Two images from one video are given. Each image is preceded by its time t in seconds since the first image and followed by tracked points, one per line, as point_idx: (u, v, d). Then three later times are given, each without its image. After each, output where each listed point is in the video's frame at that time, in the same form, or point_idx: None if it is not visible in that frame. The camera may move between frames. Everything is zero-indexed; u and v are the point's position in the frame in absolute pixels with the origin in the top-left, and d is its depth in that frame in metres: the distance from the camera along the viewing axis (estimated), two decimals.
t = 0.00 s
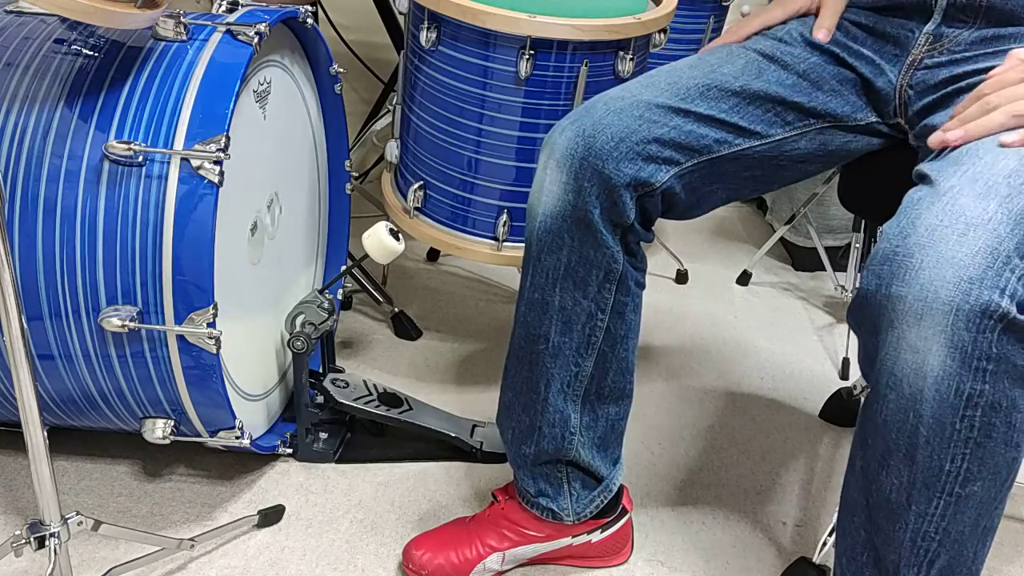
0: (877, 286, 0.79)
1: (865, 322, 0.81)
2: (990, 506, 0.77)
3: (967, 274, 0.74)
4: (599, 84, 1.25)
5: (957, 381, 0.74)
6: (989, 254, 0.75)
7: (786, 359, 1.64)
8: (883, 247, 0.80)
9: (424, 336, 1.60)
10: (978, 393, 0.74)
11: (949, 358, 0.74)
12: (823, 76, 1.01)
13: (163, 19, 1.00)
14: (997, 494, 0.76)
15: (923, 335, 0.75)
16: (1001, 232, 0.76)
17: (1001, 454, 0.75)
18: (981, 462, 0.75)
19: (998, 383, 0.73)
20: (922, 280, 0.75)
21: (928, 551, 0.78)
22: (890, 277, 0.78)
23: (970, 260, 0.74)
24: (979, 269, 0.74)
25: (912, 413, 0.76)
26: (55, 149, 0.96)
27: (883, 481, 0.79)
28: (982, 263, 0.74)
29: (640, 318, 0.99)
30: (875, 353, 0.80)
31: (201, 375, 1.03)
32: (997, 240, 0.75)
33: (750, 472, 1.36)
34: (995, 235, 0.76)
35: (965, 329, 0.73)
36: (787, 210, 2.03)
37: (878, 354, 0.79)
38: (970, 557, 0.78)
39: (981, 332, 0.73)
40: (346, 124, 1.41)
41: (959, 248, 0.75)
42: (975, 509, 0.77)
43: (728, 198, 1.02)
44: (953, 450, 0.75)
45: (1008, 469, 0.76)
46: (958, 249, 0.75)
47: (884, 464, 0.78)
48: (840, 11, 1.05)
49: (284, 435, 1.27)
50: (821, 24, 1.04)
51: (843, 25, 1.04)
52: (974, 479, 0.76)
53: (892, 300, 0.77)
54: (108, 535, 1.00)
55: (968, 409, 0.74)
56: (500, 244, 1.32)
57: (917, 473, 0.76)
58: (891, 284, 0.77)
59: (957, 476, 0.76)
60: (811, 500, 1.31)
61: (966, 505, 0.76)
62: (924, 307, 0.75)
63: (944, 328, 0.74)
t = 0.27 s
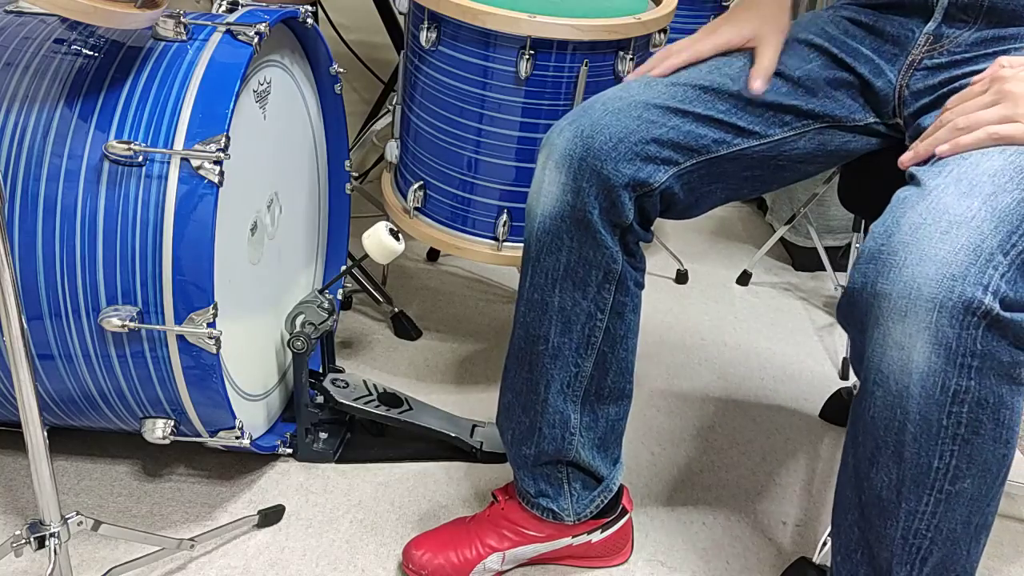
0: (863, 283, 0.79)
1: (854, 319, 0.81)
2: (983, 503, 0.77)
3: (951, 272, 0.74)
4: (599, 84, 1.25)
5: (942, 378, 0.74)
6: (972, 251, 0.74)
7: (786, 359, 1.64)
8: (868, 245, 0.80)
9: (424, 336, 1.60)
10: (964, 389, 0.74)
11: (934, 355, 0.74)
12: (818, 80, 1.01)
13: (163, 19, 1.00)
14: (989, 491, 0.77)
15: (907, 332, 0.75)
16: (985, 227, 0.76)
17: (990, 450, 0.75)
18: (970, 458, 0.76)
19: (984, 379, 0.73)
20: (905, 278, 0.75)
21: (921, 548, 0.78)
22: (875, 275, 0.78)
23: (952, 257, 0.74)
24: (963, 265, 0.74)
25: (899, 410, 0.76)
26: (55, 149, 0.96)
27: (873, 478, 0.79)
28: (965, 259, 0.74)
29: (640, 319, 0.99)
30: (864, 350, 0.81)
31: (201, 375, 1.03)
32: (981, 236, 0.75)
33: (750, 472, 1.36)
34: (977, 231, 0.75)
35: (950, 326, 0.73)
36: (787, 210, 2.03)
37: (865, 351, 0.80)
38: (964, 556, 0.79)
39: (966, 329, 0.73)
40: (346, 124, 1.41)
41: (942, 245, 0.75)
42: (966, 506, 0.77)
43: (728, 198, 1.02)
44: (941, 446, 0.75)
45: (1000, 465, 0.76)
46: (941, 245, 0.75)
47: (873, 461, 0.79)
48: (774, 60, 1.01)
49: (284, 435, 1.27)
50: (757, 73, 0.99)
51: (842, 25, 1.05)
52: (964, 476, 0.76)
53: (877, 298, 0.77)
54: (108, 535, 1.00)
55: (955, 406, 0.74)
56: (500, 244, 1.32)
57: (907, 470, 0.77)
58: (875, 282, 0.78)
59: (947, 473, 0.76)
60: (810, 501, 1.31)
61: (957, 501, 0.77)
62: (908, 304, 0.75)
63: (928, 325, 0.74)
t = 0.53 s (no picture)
0: (870, 289, 0.79)
1: (861, 325, 0.81)
2: (988, 506, 0.77)
3: (958, 278, 0.74)
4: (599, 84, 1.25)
5: (950, 384, 0.74)
6: (980, 258, 0.74)
7: (786, 359, 1.64)
8: (875, 251, 0.80)
9: (424, 336, 1.60)
10: (970, 395, 0.74)
11: (941, 361, 0.74)
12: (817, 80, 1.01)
13: (163, 19, 1.00)
14: (994, 495, 0.77)
15: (914, 338, 0.75)
16: (992, 233, 0.76)
17: (996, 455, 0.75)
18: (976, 462, 0.76)
19: (991, 385, 0.73)
20: (912, 284, 0.76)
21: (926, 553, 0.78)
22: (882, 281, 0.78)
23: (960, 264, 0.74)
24: (971, 272, 0.74)
25: (906, 416, 0.76)
26: (55, 149, 0.96)
27: (879, 483, 0.79)
28: (972, 266, 0.74)
29: (643, 324, 0.99)
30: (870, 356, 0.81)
31: (201, 375, 1.03)
32: (988, 242, 0.75)
33: (750, 472, 1.36)
34: (985, 237, 0.76)
35: (957, 332, 0.73)
36: (787, 210, 2.03)
37: (872, 357, 0.80)
38: (968, 559, 0.79)
39: (973, 335, 0.73)
40: (346, 126, 1.41)
41: (950, 251, 0.75)
42: (971, 510, 0.77)
43: (729, 198, 1.02)
44: (947, 452, 0.75)
45: (1005, 469, 0.76)
46: (949, 251, 0.75)
47: (879, 465, 0.79)
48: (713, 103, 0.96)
49: (284, 435, 1.27)
50: (692, 116, 0.95)
51: (841, 24, 1.05)
52: (970, 481, 0.76)
53: (884, 304, 0.77)
54: (108, 535, 1.00)
55: (962, 411, 0.74)
56: (500, 244, 1.32)
57: (913, 475, 0.77)
58: (882, 288, 0.78)
59: (952, 478, 0.76)
60: (810, 500, 1.31)
61: (963, 505, 0.77)
62: (916, 310, 0.75)
63: (936, 332, 0.74)
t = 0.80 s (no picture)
0: (872, 301, 0.79)
1: (862, 335, 0.81)
2: (988, 516, 0.78)
3: (962, 293, 0.74)
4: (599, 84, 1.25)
5: (953, 399, 0.74)
6: (984, 273, 0.74)
7: (786, 359, 1.64)
8: (877, 263, 0.80)
9: (424, 336, 1.60)
10: (974, 409, 0.74)
11: (945, 375, 0.74)
12: (819, 83, 1.01)
13: (163, 19, 1.00)
14: (995, 505, 0.77)
15: (918, 352, 0.75)
16: (997, 246, 0.75)
17: (998, 467, 0.76)
18: (978, 474, 0.76)
19: (994, 399, 0.74)
20: (916, 297, 0.75)
21: (926, 563, 0.78)
22: (885, 293, 0.78)
23: (965, 277, 0.74)
24: (975, 286, 0.74)
25: (909, 429, 0.76)
26: (55, 149, 0.96)
27: (880, 494, 0.79)
28: (977, 279, 0.74)
29: (643, 326, 0.99)
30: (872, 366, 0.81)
31: (201, 374, 1.03)
32: (993, 255, 0.75)
33: (750, 472, 1.36)
34: (990, 250, 0.75)
35: (962, 347, 0.73)
36: (787, 210, 2.03)
37: (875, 368, 0.80)
38: (968, 566, 0.79)
39: (978, 350, 0.73)
40: (346, 126, 1.41)
41: (954, 264, 0.75)
42: (972, 520, 0.77)
43: (728, 199, 1.02)
44: (950, 465, 0.76)
45: (1005, 480, 0.76)
46: (953, 265, 0.75)
47: (879, 476, 0.79)
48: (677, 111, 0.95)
49: (284, 435, 1.27)
50: (654, 125, 0.94)
51: (837, 25, 1.04)
52: (971, 492, 0.76)
53: (887, 317, 0.77)
54: (107, 535, 1.00)
55: (965, 425, 0.74)
56: (500, 244, 1.32)
57: (914, 486, 0.77)
58: (885, 301, 0.77)
59: (954, 490, 0.76)
60: (810, 501, 1.31)
61: (964, 516, 0.77)
62: (920, 324, 0.75)
63: (939, 346, 0.74)
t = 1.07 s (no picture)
0: (882, 296, 0.78)
1: (871, 330, 0.81)
2: (995, 514, 0.78)
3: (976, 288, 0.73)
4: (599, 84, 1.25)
5: (964, 395, 0.74)
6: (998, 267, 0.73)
7: (786, 359, 1.64)
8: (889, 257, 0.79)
9: (424, 336, 1.60)
10: (985, 405, 0.74)
11: (956, 371, 0.73)
12: (821, 80, 1.01)
13: (163, 19, 1.00)
14: (1003, 502, 0.77)
15: (929, 348, 0.74)
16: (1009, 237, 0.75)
17: (1007, 464, 0.76)
18: (987, 471, 0.76)
19: (1006, 395, 0.73)
20: (928, 292, 0.75)
21: (933, 561, 0.79)
22: (895, 288, 0.77)
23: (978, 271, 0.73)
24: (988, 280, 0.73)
25: (918, 425, 0.76)
26: (55, 149, 0.96)
27: (888, 491, 0.80)
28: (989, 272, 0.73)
29: (641, 324, 0.98)
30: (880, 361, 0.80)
31: (201, 374, 1.03)
32: (1005, 247, 0.74)
33: (750, 472, 1.36)
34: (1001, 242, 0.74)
35: (974, 342, 0.73)
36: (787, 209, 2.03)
37: (884, 363, 0.79)
38: (974, 563, 0.79)
39: (990, 345, 0.72)
40: (347, 126, 1.41)
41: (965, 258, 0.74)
42: (979, 518, 0.78)
43: (728, 198, 1.02)
44: (959, 462, 0.76)
45: (1014, 477, 0.76)
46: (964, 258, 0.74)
47: (888, 475, 0.79)
48: (655, 99, 0.95)
49: (284, 435, 1.27)
50: (629, 111, 0.94)
51: (835, 25, 1.04)
52: (979, 489, 0.76)
53: (897, 312, 0.76)
54: (107, 535, 1.00)
55: (975, 421, 0.74)
56: (500, 244, 1.32)
57: (923, 484, 0.77)
58: (896, 295, 0.77)
59: (962, 487, 0.76)
60: (810, 500, 1.31)
61: (971, 513, 0.77)
62: (931, 319, 0.74)
63: (951, 341, 0.73)
